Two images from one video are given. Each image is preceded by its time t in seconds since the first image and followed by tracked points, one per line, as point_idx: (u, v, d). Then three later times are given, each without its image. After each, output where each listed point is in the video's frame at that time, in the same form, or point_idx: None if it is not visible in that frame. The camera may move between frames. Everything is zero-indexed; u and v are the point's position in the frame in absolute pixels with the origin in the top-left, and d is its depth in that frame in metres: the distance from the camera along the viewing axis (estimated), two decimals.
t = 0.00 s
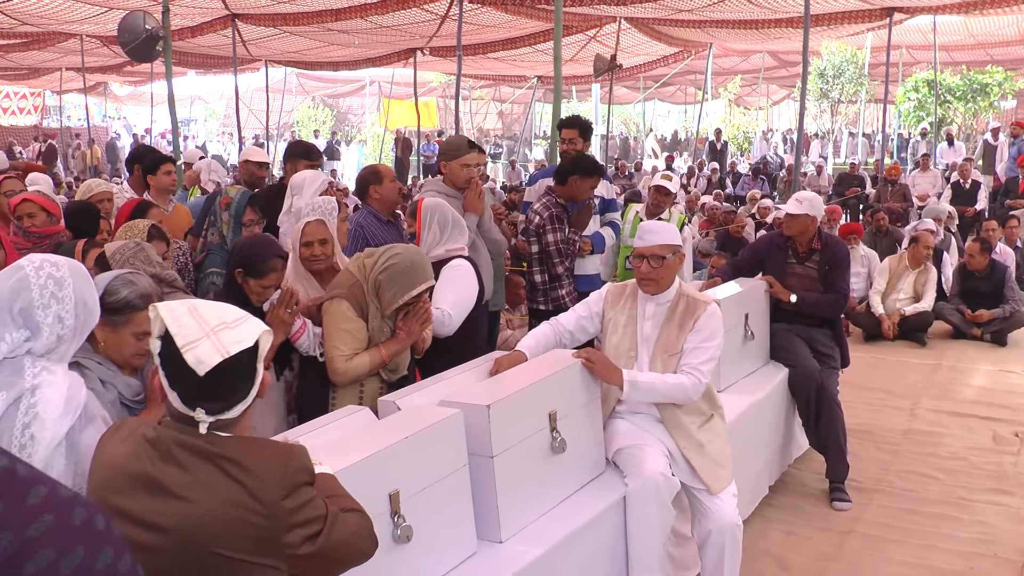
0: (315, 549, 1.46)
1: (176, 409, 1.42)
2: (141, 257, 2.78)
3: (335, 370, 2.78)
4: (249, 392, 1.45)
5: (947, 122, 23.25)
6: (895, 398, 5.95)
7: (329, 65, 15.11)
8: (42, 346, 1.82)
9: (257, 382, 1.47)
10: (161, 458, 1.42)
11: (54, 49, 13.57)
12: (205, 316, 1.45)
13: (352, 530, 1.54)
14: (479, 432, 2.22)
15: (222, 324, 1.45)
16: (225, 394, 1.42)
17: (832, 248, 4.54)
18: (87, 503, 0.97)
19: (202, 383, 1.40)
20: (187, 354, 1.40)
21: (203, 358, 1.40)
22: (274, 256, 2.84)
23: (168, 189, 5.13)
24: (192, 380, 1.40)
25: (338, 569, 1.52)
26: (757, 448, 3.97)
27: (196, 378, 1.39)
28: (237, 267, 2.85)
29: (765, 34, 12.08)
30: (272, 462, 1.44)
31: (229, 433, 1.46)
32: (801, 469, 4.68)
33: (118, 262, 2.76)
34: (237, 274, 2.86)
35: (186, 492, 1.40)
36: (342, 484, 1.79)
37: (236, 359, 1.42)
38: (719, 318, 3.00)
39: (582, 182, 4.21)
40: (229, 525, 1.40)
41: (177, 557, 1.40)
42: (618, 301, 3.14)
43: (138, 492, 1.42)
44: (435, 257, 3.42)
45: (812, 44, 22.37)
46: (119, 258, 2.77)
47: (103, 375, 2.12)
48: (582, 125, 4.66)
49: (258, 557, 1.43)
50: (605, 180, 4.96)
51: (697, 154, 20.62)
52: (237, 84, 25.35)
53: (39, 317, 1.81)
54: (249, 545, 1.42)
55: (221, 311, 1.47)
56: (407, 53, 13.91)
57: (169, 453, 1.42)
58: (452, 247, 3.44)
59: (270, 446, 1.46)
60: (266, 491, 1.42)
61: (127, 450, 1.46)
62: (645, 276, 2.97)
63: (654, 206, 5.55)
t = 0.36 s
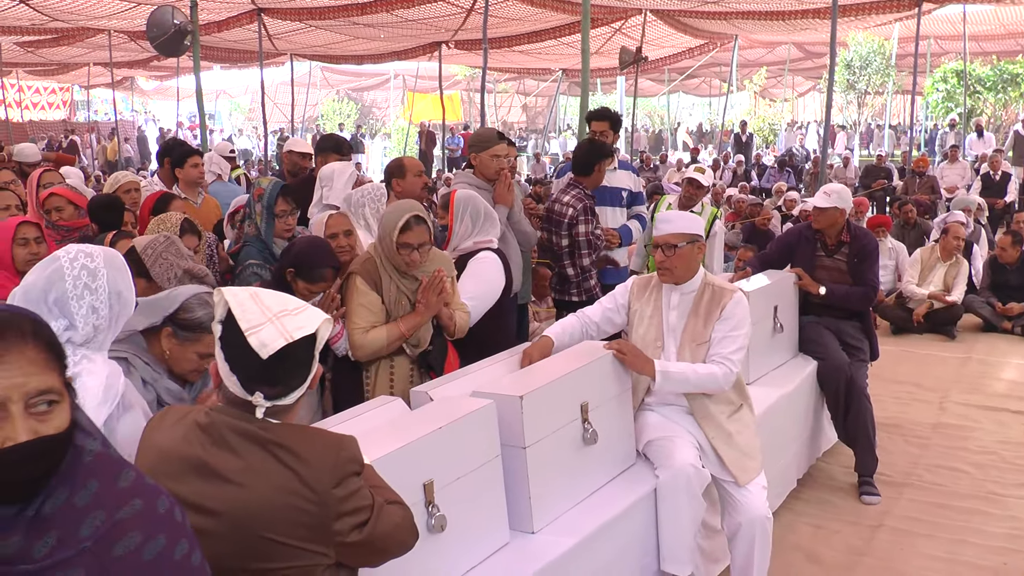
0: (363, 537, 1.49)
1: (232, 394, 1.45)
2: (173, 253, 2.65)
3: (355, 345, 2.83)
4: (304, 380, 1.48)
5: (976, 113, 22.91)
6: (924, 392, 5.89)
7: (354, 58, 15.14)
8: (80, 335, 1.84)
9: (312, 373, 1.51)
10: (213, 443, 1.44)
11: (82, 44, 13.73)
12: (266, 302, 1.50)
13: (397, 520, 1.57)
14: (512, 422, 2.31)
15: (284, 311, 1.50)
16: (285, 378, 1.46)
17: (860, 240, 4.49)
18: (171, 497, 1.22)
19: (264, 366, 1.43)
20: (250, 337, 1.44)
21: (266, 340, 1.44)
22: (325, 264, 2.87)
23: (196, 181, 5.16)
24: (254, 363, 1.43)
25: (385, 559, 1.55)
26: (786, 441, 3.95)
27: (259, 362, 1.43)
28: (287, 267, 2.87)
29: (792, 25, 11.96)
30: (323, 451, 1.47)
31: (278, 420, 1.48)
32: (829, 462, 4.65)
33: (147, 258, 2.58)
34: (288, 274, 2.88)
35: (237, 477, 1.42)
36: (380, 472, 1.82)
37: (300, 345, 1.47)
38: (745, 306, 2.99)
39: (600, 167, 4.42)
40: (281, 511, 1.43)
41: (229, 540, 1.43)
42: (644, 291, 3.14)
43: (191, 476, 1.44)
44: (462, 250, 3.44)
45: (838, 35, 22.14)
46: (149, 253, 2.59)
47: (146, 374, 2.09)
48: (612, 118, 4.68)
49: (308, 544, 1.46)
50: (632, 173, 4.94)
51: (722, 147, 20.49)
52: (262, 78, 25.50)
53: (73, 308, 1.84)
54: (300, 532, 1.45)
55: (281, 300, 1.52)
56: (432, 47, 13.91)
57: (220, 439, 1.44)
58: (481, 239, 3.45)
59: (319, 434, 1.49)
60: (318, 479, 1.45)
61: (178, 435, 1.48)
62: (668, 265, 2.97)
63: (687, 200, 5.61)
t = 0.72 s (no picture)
0: (397, 527, 1.53)
1: (263, 379, 1.50)
2: (168, 242, 2.49)
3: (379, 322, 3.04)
4: (333, 367, 1.51)
5: (1010, 108, 22.51)
6: (956, 390, 5.82)
7: (381, 53, 15.15)
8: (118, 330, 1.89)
9: (340, 362, 1.53)
10: (249, 429, 1.48)
11: (113, 39, 13.90)
12: (297, 291, 1.55)
13: (430, 511, 1.60)
14: (542, 414, 2.34)
15: (312, 299, 1.54)
16: (308, 363, 1.48)
17: (891, 236, 4.44)
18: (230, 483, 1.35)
19: (287, 350, 1.47)
20: (276, 322, 1.48)
21: (291, 325, 1.48)
22: (355, 252, 2.90)
23: (225, 173, 5.22)
24: (277, 347, 1.48)
25: (418, 548, 1.58)
26: (815, 438, 3.91)
27: (283, 346, 1.47)
28: (318, 257, 2.90)
29: (821, 17, 11.82)
30: (358, 440, 1.50)
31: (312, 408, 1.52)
32: (858, 460, 4.61)
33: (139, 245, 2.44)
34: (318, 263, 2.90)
35: (274, 465, 1.46)
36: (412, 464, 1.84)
37: (324, 330, 1.50)
38: (772, 301, 2.96)
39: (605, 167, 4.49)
40: (315, 498, 1.46)
41: (264, 524, 1.47)
42: (671, 285, 3.12)
43: (225, 462, 1.47)
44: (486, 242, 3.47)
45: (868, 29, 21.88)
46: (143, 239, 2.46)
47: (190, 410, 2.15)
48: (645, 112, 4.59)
49: (342, 531, 1.50)
50: (663, 167, 4.92)
51: (749, 141, 20.32)
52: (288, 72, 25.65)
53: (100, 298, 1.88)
54: (334, 518, 1.48)
55: (312, 290, 1.57)
56: (459, 41, 13.88)
57: (257, 425, 1.48)
58: (503, 230, 3.46)
59: (352, 421, 1.51)
60: (353, 468, 1.48)
61: (215, 421, 1.52)
62: (691, 258, 2.95)
63: (715, 192, 5.59)
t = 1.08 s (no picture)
0: (432, 518, 1.53)
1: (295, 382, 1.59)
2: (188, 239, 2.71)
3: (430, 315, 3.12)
4: (324, 359, 1.52)
5: None
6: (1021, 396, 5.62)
7: (438, 48, 15.23)
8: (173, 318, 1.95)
9: (345, 358, 1.54)
10: (289, 420, 1.52)
11: (177, 33, 14.21)
12: (314, 279, 1.60)
13: (469, 504, 1.60)
14: (592, 412, 2.33)
15: (317, 289, 1.57)
16: (305, 355, 1.53)
17: (952, 236, 4.30)
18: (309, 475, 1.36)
19: (295, 344, 1.54)
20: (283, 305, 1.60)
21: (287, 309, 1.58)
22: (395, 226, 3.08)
23: (281, 167, 5.31)
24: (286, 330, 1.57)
25: (456, 541, 1.58)
26: (871, 442, 3.83)
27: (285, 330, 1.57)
28: (361, 240, 3.07)
29: (884, 11, 11.51)
30: (392, 431, 1.51)
31: (345, 398, 1.56)
32: (917, 466, 4.49)
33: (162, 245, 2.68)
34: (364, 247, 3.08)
35: (312, 454, 1.49)
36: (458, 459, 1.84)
37: (311, 321, 1.53)
38: (828, 302, 2.91)
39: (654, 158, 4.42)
40: (351, 487, 1.48)
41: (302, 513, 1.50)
42: (725, 285, 3.09)
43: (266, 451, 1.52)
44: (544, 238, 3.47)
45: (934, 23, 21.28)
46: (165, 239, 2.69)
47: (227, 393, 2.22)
48: (716, 110, 4.60)
49: (378, 521, 1.52)
50: (724, 164, 4.97)
51: (807, 137, 19.93)
52: (345, 66, 25.95)
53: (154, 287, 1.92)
54: (369, 508, 1.50)
55: (337, 280, 1.60)
56: (516, 36, 13.87)
57: (298, 416, 1.52)
58: (560, 225, 3.44)
59: (385, 412, 1.53)
60: (386, 458, 1.49)
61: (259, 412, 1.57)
62: (744, 256, 2.90)
63: (769, 187, 5.51)
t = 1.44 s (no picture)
0: (469, 507, 1.54)
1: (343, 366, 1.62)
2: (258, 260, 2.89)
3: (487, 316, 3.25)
4: (371, 347, 1.55)
5: None
6: None
7: (508, 44, 15.24)
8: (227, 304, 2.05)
9: (387, 348, 1.56)
10: (335, 404, 1.57)
11: (251, 30, 14.54)
12: (368, 268, 1.62)
13: (508, 500, 1.60)
14: (644, 412, 2.30)
15: (369, 278, 1.59)
16: (354, 346, 1.57)
17: None
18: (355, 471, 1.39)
19: (346, 331, 1.57)
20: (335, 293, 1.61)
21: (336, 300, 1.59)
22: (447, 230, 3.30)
23: (348, 163, 5.37)
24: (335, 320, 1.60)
25: (494, 534, 1.58)
26: (937, 453, 3.71)
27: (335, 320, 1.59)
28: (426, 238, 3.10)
29: (968, 6, 11.07)
30: (431, 419, 1.54)
31: (389, 387, 1.58)
32: (987, 479, 4.34)
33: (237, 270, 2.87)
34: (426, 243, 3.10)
35: (353, 436, 1.53)
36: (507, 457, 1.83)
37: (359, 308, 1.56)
38: (898, 311, 2.82)
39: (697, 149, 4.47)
40: (388, 471, 1.51)
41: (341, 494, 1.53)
42: (791, 287, 3.02)
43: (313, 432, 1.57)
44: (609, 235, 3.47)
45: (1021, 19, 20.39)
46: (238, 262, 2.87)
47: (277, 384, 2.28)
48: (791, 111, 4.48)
49: (413, 508, 1.54)
50: (798, 165, 4.86)
51: (882, 136, 19.33)
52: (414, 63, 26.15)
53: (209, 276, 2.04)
54: (405, 494, 1.52)
55: (387, 270, 1.62)
56: (585, 32, 13.77)
57: (341, 402, 1.56)
58: (629, 223, 3.45)
59: (422, 402, 1.56)
60: (422, 444, 1.52)
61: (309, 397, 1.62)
62: (813, 260, 2.85)
63: (837, 187, 5.37)
